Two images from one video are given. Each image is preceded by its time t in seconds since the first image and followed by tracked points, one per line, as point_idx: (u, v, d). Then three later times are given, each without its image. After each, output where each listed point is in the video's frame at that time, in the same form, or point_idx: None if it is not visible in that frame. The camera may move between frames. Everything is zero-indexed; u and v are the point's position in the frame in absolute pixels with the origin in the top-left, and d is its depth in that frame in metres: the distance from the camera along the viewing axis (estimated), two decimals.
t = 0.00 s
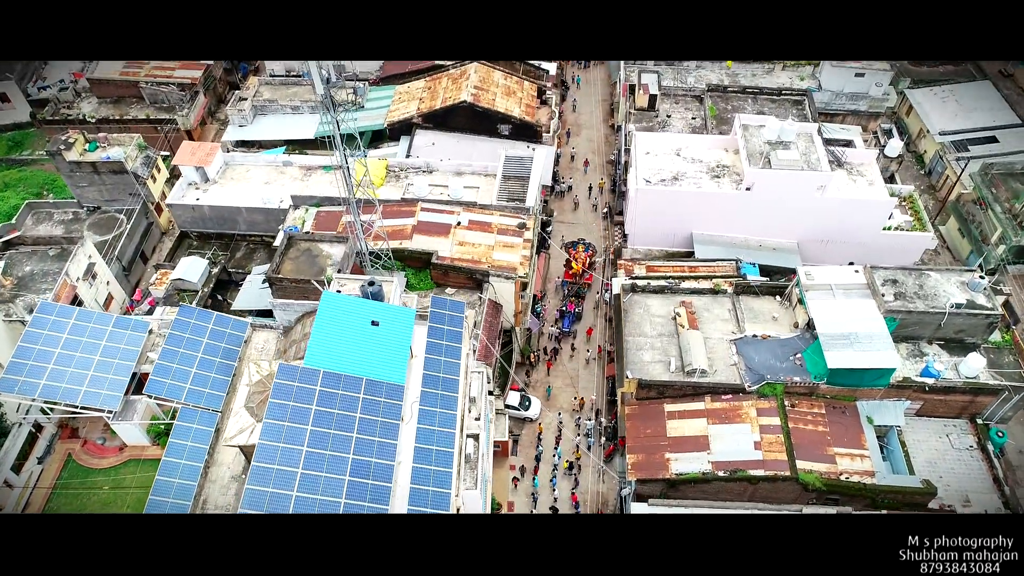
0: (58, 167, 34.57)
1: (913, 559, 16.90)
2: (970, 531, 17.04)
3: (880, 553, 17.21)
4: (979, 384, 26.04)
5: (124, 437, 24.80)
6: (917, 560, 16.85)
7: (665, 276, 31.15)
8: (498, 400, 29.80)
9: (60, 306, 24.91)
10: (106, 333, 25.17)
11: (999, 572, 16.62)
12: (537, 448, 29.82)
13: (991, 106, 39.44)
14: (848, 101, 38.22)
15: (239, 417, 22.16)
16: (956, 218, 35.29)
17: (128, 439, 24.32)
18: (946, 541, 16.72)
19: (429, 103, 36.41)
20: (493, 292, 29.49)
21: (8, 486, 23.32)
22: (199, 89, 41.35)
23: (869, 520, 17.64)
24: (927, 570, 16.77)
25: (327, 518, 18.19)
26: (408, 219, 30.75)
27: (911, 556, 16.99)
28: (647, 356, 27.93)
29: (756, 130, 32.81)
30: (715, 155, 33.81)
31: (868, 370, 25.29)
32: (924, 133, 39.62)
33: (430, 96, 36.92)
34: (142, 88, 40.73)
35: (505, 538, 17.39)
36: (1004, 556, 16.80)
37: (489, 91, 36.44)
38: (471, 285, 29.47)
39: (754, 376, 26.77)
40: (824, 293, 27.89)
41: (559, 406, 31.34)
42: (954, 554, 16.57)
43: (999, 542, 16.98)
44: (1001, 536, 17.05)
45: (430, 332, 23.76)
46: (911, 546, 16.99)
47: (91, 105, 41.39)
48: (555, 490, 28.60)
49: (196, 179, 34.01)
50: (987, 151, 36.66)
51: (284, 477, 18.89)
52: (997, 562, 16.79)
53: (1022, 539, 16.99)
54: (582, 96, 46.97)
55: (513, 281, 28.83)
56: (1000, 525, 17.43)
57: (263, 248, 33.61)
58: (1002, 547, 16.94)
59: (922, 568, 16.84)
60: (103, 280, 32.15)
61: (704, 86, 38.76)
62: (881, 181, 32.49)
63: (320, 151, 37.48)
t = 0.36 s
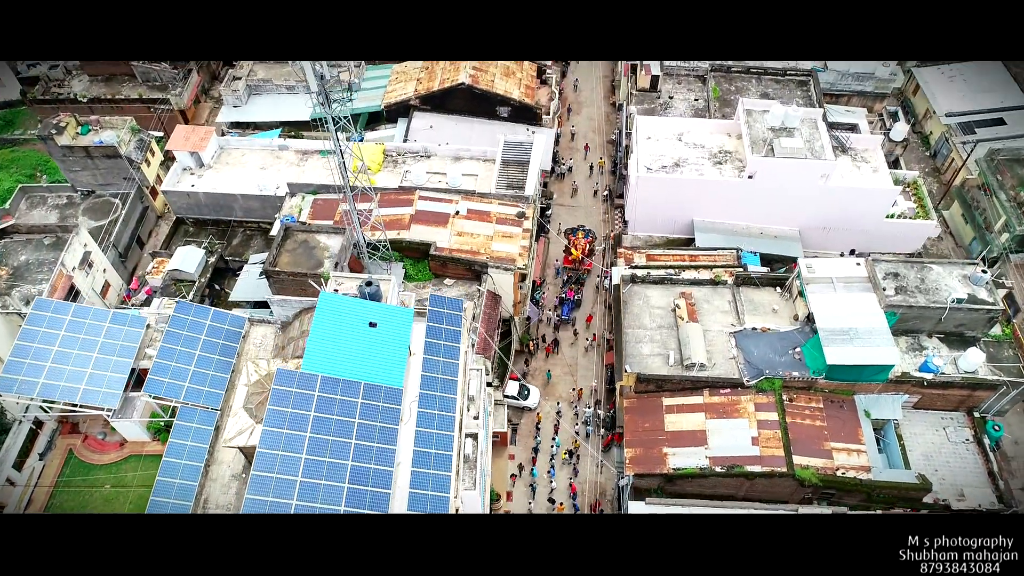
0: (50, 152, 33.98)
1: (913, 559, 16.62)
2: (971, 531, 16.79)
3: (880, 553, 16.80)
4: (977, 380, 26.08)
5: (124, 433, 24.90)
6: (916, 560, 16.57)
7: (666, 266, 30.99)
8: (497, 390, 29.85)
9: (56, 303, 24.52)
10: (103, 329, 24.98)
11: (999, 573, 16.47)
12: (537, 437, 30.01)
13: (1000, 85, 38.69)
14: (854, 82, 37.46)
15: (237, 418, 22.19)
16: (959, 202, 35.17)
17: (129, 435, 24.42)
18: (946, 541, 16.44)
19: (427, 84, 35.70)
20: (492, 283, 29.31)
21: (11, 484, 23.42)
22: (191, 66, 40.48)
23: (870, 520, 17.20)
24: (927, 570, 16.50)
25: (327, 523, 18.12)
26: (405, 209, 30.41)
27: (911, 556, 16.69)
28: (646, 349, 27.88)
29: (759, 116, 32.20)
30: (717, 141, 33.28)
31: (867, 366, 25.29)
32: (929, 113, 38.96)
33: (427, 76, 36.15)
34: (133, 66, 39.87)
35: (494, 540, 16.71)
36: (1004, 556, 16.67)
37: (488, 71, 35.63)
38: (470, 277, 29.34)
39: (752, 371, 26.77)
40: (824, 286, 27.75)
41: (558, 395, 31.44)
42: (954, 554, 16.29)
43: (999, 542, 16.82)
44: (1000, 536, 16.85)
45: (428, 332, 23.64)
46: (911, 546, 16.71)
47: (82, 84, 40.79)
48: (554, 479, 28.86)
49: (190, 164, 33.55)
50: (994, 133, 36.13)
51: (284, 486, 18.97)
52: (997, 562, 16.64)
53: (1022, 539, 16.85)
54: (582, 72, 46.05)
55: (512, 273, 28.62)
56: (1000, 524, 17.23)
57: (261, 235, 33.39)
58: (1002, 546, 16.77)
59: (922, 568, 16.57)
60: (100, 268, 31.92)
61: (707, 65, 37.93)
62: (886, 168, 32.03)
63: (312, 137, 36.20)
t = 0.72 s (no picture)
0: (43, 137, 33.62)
1: (913, 559, 16.92)
2: (971, 530, 17.05)
3: (881, 553, 17.13)
4: (974, 375, 26.13)
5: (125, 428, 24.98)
6: (917, 560, 16.87)
7: (666, 256, 30.87)
8: (496, 380, 29.91)
9: (53, 300, 24.75)
10: (102, 325, 24.84)
11: (998, 572, 16.74)
12: (535, 427, 30.22)
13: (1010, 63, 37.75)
14: (860, 63, 36.72)
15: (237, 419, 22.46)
16: (963, 187, 34.78)
17: (130, 431, 24.51)
18: (946, 541, 16.76)
19: (424, 66, 35.03)
20: (491, 275, 29.16)
21: (15, 481, 24.08)
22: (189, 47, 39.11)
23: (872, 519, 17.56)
24: (927, 570, 16.81)
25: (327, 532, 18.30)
26: (403, 198, 30.13)
27: (911, 556, 16.99)
28: (645, 342, 27.87)
29: (763, 102, 31.61)
30: (719, 126, 32.76)
31: (864, 363, 25.35)
32: (937, 94, 38.20)
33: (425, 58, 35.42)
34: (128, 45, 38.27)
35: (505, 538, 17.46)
36: (1004, 556, 16.97)
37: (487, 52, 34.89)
38: (469, 269, 29.25)
39: (751, 365, 26.77)
40: (825, 280, 27.58)
41: (557, 384, 31.57)
42: (954, 554, 16.61)
43: (999, 542, 17.15)
44: (1000, 536, 17.18)
45: (427, 332, 23.56)
46: (912, 546, 17.02)
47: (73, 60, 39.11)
48: (552, 469, 29.13)
49: (185, 150, 33.09)
50: (1001, 117, 35.53)
51: (284, 494, 19.14)
52: (997, 561, 16.92)
53: (1022, 539, 17.15)
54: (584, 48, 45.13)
55: (511, 265, 28.47)
56: (1000, 524, 17.54)
57: (258, 222, 33.19)
58: (1001, 546, 17.10)
59: (922, 567, 16.87)
60: (97, 257, 31.74)
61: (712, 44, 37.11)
62: (890, 156, 31.57)
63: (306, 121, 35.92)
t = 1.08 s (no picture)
0: (35, 122, 33.17)
1: (913, 560, 17.18)
2: (971, 530, 17.24)
3: (881, 553, 17.38)
4: (970, 370, 26.29)
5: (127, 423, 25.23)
6: (917, 560, 17.13)
7: (665, 246, 30.78)
8: (494, 371, 30.04)
9: (52, 298, 24.74)
10: (101, 323, 24.86)
11: (998, 572, 16.94)
12: (534, 416, 30.50)
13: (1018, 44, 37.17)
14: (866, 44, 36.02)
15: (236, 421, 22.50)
16: (967, 173, 34.44)
17: (133, 427, 24.73)
18: (946, 541, 16.99)
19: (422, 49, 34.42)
20: (490, 266, 29.07)
21: (20, 478, 24.21)
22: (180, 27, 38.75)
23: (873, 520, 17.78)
24: (927, 570, 17.07)
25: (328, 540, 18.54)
26: (401, 188, 29.89)
27: (911, 556, 17.25)
28: (643, 335, 27.94)
29: (766, 88, 31.03)
30: (720, 112, 32.30)
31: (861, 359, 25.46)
32: (942, 75, 37.60)
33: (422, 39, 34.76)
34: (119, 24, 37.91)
35: (506, 536, 17.98)
36: (1005, 556, 17.14)
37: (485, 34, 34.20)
38: (467, 260, 29.21)
39: (748, 359, 26.87)
40: (824, 275, 27.48)
41: (555, 372, 31.75)
42: (954, 554, 16.82)
43: (1000, 542, 17.32)
44: (1001, 536, 17.37)
45: (425, 332, 23.59)
46: (912, 546, 17.29)
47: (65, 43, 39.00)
48: (550, 459, 29.48)
49: (180, 135, 32.70)
50: (1007, 100, 35.00)
51: (285, 501, 19.35)
52: (998, 561, 17.10)
53: (1022, 539, 17.34)
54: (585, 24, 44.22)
55: (510, 258, 28.36)
56: (1000, 524, 17.74)
57: (255, 209, 32.99)
58: (1002, 547, 17.27)
59: (922, 567, 17.14)
60: (94, 245, 31.57)
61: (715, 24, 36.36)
62: (894, 144, 31.16)
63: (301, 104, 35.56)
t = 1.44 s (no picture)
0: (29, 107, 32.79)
1: (913, 559, 17.63)
2: (971, 530, 17.70)
3: (882, 553, 17.77)
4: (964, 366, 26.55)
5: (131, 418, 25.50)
6: (917, 560, 17.58)
7: (665, 237, 30.71)
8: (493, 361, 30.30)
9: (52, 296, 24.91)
10: (101, 319, 24.98)
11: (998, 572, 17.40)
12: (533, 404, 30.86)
13: None
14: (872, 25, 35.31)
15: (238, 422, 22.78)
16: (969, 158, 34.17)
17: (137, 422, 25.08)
18: (946, 541, 17.43)
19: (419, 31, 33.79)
20: (489, 258, 29.05)
21: (27, 474, 24.97)
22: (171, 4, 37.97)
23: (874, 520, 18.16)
24: (927, 569, 17.51)
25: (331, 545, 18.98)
26: (399, 178, 29.68)
27: (912, 555, 17.70)
28: (641, 328, 28.07)
29: (768, 75, 30.33)
30: (722, 98, 31.87)
31: (857, 355, 25.64)
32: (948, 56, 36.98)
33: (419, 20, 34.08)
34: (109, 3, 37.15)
35: (508, 537, 18.20)
36: (1005, 556, 17.59)
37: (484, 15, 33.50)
38: (466, 252, 29.17)
39: (745, 354, 27.05)
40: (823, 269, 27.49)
41: (554, 360, 32.00)
42: (954, 554, 17.28)
43: (1000, 542, 17.74)
44: (1001, 536, 17.77)
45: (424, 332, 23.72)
46: (912, 546, 17.74)
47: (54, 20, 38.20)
48: (548, 448, 29.94)
49: (175, 121, 32.33)
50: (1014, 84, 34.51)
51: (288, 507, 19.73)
52: (997, 561, 17.56)
53: (1022, 539, 17.74)
54: None
55: (509, 250, 28.32)
56: (1001, 523, 18.12)
57: (252, 196, 32.84)
58: (1002, 547, 17.70)
59: (922, 567, 17.58)
60: (92, 234, 31.50)
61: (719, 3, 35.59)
62: (898, 133, 30.81)
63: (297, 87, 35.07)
